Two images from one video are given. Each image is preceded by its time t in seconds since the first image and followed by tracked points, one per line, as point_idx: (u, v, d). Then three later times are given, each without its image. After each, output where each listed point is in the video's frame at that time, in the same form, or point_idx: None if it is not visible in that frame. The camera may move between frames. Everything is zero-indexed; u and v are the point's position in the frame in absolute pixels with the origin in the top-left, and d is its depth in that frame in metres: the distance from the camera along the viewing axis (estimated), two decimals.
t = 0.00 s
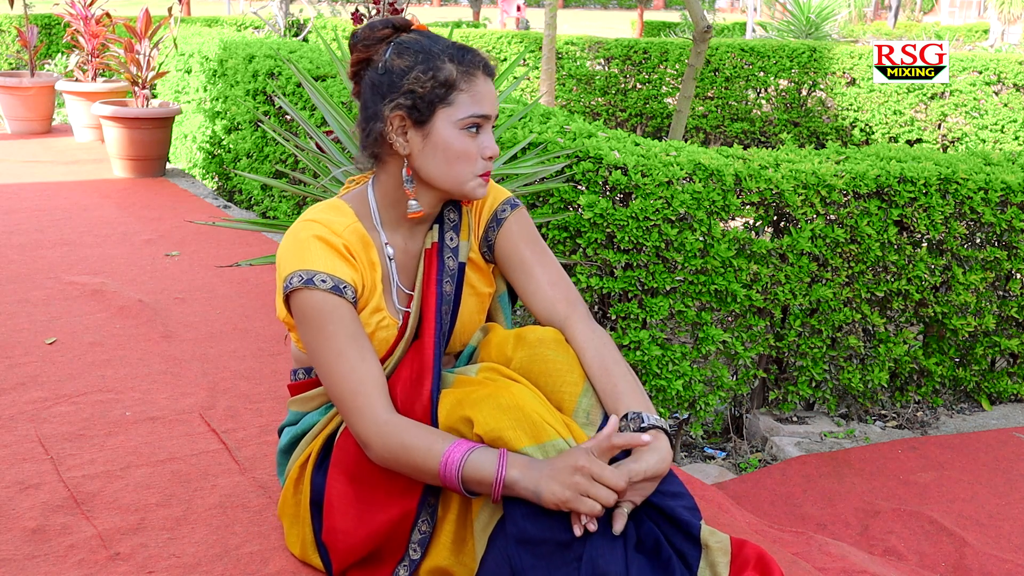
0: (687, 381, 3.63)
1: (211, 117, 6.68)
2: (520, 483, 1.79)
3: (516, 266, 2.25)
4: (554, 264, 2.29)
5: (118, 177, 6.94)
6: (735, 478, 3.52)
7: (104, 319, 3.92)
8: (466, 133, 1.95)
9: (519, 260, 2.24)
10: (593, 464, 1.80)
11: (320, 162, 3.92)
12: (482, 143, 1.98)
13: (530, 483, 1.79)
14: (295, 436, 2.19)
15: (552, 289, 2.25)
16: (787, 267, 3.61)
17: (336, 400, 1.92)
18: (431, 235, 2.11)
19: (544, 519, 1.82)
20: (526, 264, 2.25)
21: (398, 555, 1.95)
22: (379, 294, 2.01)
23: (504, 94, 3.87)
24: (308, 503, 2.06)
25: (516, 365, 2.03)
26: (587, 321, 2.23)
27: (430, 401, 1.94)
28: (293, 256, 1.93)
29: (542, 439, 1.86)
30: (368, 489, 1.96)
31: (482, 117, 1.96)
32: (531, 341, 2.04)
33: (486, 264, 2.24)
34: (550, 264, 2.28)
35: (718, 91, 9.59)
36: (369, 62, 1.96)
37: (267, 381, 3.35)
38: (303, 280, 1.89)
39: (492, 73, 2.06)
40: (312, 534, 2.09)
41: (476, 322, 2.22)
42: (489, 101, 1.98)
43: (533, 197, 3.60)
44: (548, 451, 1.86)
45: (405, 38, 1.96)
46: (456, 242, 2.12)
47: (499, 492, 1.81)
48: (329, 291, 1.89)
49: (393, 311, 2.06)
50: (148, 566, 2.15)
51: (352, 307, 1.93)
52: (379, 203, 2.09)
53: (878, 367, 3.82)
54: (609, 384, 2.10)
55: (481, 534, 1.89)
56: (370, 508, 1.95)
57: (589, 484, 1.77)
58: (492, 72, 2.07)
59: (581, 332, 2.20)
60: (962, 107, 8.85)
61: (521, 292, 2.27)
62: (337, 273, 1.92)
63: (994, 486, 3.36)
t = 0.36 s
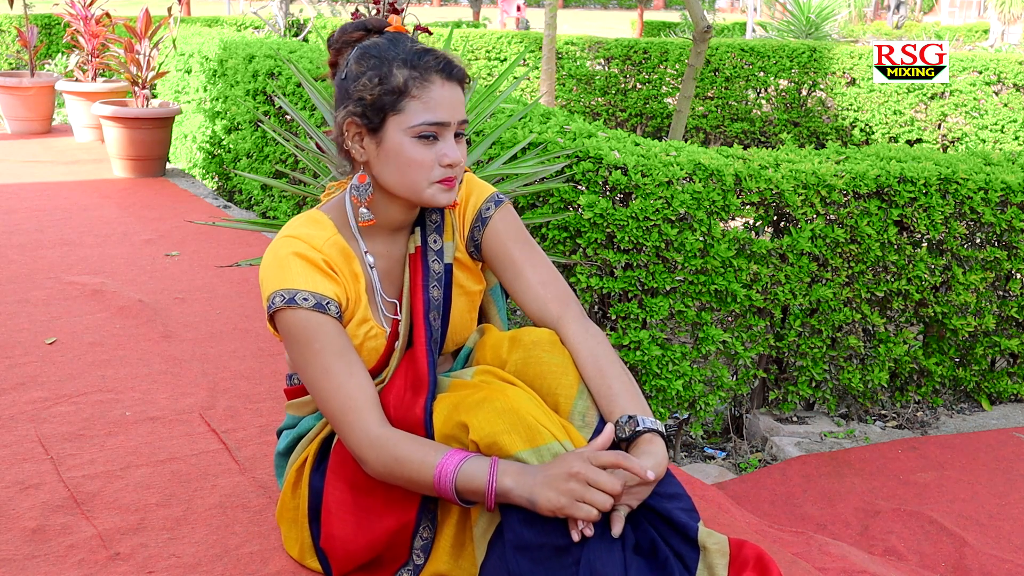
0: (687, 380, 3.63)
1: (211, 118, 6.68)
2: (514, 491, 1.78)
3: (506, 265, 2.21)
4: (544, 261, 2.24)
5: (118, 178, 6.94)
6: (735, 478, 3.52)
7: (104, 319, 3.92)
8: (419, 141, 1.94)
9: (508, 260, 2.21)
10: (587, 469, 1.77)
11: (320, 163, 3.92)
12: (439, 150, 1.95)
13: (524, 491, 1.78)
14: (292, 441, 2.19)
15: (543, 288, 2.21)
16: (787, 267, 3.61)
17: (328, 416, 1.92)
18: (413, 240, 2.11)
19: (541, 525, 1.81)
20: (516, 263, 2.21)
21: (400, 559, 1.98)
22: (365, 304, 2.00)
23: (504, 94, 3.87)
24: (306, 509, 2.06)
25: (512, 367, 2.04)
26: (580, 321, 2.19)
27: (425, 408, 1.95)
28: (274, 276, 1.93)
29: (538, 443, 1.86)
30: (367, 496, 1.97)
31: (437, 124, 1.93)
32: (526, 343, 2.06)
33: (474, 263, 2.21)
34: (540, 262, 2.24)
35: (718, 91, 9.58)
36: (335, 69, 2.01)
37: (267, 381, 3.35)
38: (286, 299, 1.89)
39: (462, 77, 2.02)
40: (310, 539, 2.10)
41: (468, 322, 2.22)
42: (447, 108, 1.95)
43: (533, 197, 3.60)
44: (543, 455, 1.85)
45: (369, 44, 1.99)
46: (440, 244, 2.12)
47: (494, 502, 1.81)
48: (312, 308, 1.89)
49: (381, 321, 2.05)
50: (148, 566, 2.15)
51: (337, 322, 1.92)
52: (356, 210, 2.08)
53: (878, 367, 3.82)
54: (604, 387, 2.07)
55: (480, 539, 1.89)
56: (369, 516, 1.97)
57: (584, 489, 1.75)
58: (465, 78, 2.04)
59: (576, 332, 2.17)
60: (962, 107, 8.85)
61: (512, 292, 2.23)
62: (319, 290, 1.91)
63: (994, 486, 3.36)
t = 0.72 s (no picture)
0: (687, 381, 3.63)
1: (211, 118, 6.68)
2: (511, 491, 1.78)
3: (510, 265, 2.20)
4: (547, 259, 2.24)
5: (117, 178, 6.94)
6: (735, 478, 3.53)
7: (104, 319, 3.92)
8: (399, 150, 1.93)
9: (512, 259, 2.20)
10: (582, 467, 1.77)
11: (320, 163, 3.92)
12: (418, 160, 1.94)
13: (521, 490, 1.77)
14: (293, 439, 2.19)
15: (547, 287, 2.20)
16: (788, 267, 3.61)
17: (329, 416, 1.93)
18: (415, 239, 2.11)
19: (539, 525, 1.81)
20: (519, 263, 2.20)
21: (400, 559, 1.98)
22: (367, 304, 2.02)
23: (504, 94, 3.86)
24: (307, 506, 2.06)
25: (513, 366, 2.05)
26: (584, 319, 2.18)
27: (426, 406, 1.94)
28: (278, 275, 1.95)
29: (537, 442, 1.85)
30: (369, 495, 1.98)
31: (415, 133, 1.92)
32: (530, 340, 2.06)
33: (477, 264, 2.22)
34: (544, 260, 2.24)
35: (718, 91, 9.58)
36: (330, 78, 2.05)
37: (267, 381, 3.35)
38: (288, 299, 1.91)
39: (449, 79, 1.98)
40: (310, 537, 2.09)
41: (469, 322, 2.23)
42: (427, 115, 1.93)
43: (533, 197, 3.60)
44: (544, 454, 1.85)
45: (356, 51, 2.00)
46: (441, 245, 2.12)
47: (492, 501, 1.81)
48: (314, 309, 1.91)
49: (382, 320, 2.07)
50: (148, 566, 2.15)
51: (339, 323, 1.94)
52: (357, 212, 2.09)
53: (878, 367, 3.82)
54: (605, 384, 2.05)
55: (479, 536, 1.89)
56: (369, 515, 1.97)
57: (579, 489, 1.74)
58: (454, 80, 2.00)
59: (579, 329, 2.16)
60: (962, 107, 8.86)
61: (516, 292, 2.23)
62: (322, 291, 1.93)
63: (994, 486, 3.36)
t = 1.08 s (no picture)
0: (687, 381, 3.63)
1: (211, 117, 6.68)
2: (518, 481, 1.78)
3: (531, 268, 2.21)
4: (568, 266, 2.25)
5: (118, 177, 6.94)
6: (735, 478, 3.53)
7: (104, 319, 3.92)
8: (390, 132, 1.98)
9: (533, 262, 2.21)
10: (590, 458, 1.78)
11: (321, 162, 3.92)
12: (407, 140, 1.97)
13: (529, 480, 1.78)
14: (298, 432, 2.17)
15: (567, 291, 2.22)
16: (788, 267, 3.61)
17: (341, 396, 1.92)
18: (443, 236, 2.11)
19: (541, 520, 1.80)
20: (540, 266, 2.21)
21: (398, 553, 1.94)
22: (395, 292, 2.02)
23: (504, 94, 3.86)
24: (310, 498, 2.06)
25: (524, 362, 2.03)
26: (600, 323, 2.19)
27: (433, 398, 1.95)
28: (313, 249, 1.94)
29: (544, 438, 1.85)
30: (369, 486, 1.95)
31: (403, 113, 1.96)
32: (541, 338, 2.04)
33: (499, 268, 2.22)
34: (564, 266, 2.25)
35: (718, 91, 9.57)
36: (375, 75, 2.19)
37: (267, 381, 3.35)
38: (321, 273, 1.90)
39: (448, 64, 1.99)
40: (312, 530, 2.09)
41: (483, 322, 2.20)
42: (415, 98, 1.96)
43: (533, 197, 3.60)
44: (551, 450, 1.85)
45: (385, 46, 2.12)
46: (468, 245, 2.12)
47: (499, 491, 1.80)
48: (347, 287, 1.91)
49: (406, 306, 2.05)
50: (148, 566, 2.15)
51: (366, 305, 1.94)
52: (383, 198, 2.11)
53: (878, 367, 3.82)
54: (617, 380, 2.08)
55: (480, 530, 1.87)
56: (370, 505, 1.95)
57: (586, 478, 1.76)
58: (455, 67, 2.00)
59: (595, 334, 2.17)
60: (962, 107, 8.86)
61: (534, 294, 2.24)
62: (356, 270, 1.93)
63: (994, 486, 3.36)
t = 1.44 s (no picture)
0: (687, 381, 3.63)
1: (211, 117, 6.68)
2: (528, 473, 1.78)
3: (541, 271, 2.23)
4: (578, 269, 2.27)
5: (118, 177, 6.94)
6: (735, 478, 3.52)
7: (104, 319, 3.92)
8: (410, 126, 2.00)
9: (544, 265, 2.23)
10: (599, 451, 1.80)
11: (321, 162, 3.92)
12: (425, 136, 1.99)
13: (538, 473, 1.78)
14: (300, 429, 2.17)
15: (577, 292, 2.23)
16: (787, 267, 3.61)
17: (350, 382, 1.92)
18: (455, 237, 2.12)
19: (546, 516, 1.80)
20: (551, 269, 2.24)
21: (397, 548, 1.95)
22: (406, 286, 2.01)
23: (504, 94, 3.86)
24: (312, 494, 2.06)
25: (535, 356, 2.03)
26: (610, 324, 2.20)
27: (440, 393, 1.95)
28: (330, 235, 1.94)
29: (550, 438, 1.86)
30: (372, 481, 1.95)
31: (423, 109, 1.98)
32: (552, 334, 2.05)
33: (509, 271, 2.23)
34: (573, 268, 2.27)
35: (718, 91, 9.57)
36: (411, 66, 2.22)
37: (267, 381, 3.35)
38: (338, 259, 1.91)
39: (473, 65, 2.00)
40: (314, 526, 2.09)
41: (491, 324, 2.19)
42: (437, 95, 1.98)
43: (533, 197, 3.59)
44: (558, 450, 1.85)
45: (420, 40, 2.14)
46: (479, 247, 2.12)
47: (507, 483, 1.79)
48: (362, 274, 1.91)
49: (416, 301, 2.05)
50: (148, 566, 2.15)
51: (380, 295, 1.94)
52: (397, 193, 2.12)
53: (878, 367, 3.82)
54: (626, 379, 2.08)
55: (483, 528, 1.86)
56: (372, 500, 1.95)
57: (596, 469, 1.77)
58: (481, 69, 2.01)
59: (604, 333, 2.18)
60: (962, 107, 8.86)
61: (545, 297, 2.25)
62: (372, 259, 1.93)
63: (994, 486, 3.36)
